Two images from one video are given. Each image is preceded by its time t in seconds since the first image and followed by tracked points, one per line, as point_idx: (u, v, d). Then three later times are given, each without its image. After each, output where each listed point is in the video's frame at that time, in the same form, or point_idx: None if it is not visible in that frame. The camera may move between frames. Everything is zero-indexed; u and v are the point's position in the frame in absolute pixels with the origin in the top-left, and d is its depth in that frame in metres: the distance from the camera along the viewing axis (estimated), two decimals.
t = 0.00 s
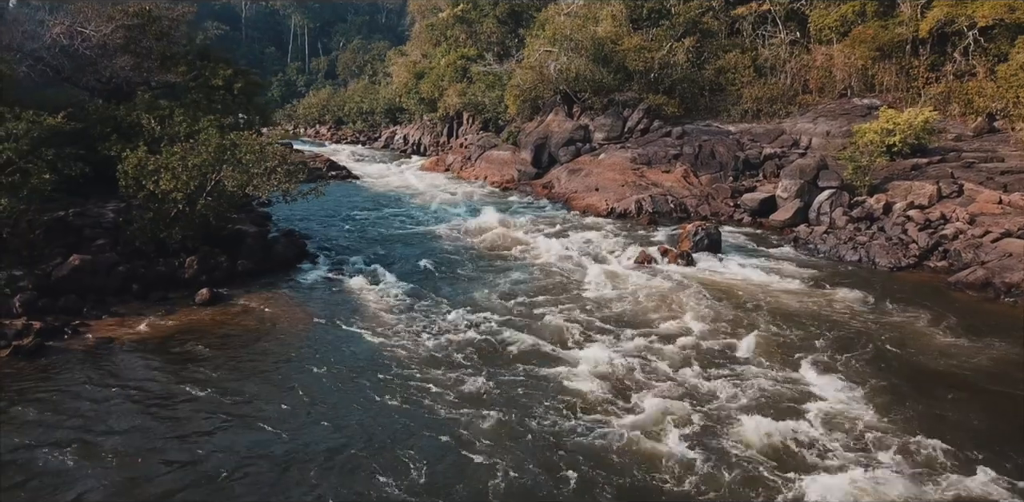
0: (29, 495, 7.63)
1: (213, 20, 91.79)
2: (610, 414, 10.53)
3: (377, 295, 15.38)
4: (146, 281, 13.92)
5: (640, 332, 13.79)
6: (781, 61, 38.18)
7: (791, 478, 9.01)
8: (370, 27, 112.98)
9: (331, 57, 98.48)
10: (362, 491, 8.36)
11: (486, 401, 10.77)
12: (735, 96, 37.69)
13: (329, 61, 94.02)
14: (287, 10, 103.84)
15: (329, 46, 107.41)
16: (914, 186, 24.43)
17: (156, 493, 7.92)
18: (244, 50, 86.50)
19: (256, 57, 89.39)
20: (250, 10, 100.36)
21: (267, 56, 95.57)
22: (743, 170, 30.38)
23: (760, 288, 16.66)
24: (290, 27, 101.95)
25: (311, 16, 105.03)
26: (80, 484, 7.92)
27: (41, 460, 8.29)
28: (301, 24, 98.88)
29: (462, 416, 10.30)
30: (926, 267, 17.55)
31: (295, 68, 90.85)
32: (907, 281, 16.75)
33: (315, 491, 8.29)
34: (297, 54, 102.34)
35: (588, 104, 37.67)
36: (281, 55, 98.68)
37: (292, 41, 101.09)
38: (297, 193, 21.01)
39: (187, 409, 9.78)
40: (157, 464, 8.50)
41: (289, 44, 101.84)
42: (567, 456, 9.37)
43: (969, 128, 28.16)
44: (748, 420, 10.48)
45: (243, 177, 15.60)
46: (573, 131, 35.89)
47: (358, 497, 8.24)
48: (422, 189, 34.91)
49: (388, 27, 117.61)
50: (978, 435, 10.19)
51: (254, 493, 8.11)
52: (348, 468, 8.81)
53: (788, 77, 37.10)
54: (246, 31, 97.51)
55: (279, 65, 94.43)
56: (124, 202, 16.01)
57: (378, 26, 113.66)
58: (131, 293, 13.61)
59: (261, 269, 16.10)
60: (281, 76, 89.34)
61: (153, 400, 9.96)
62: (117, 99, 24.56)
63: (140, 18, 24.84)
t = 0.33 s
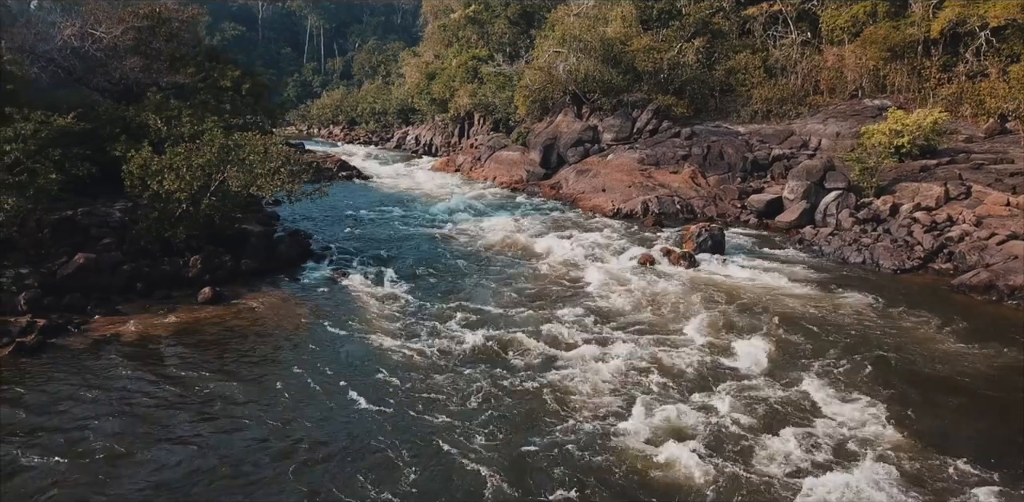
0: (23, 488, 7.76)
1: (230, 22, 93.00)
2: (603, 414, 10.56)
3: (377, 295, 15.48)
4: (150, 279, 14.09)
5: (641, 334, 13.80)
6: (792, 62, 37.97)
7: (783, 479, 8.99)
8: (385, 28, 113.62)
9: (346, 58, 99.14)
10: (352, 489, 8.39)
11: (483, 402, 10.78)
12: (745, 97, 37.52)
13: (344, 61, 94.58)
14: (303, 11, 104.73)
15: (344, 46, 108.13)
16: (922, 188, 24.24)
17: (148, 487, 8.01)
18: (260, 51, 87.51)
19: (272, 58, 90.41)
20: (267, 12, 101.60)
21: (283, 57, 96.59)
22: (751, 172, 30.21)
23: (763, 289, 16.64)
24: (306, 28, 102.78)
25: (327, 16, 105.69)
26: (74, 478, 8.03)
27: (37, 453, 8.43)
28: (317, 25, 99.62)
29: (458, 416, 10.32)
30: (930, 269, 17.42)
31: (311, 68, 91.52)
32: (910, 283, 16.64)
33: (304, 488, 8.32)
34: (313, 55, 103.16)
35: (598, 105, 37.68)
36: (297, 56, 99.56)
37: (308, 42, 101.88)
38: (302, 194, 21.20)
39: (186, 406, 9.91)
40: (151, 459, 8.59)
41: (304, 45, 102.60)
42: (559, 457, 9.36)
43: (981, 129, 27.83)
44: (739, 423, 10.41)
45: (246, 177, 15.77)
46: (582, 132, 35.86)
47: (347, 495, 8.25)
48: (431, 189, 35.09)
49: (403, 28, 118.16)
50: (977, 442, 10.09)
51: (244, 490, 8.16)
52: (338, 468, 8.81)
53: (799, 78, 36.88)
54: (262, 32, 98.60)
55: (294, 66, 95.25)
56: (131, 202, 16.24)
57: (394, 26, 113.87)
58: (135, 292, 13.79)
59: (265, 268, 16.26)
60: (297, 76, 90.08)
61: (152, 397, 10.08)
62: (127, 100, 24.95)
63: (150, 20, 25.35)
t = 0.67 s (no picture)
0: (18, 481, 7.92)
1: (246, 24, 94.15)
2: (594, 412, 10.53)
3: (376, 294, 15.55)
4: (153, 278, 14.26)
5: (640, 335, 13.78)
6: (802, 62, 37.75)
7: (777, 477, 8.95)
8: (400, 28, 114.18)
9: (362, 57, 99.74)
10: (338, 489, 8.35)
11: (477, 400, 10.71)
12: (754, 97, 37.41)
13: (359, 61, 95.09)
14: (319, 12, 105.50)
15: (359, 47, 108.73)
16: (929, 189, 24.02)
17: (140, 482, 8.15)
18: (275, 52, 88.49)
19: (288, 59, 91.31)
20: (283, 13, 102.62)
21: (299, 58, 97.39)
22: (758, 173, 30.04)
23: (765, 291, 16.58)
24: (321, 28, 103.51)
25: (342, 17, 106.42)
26: (68, 471, 8.19)
27: (34, 446, 8.61)
28: (332, 26, 100.30)
29: (450, 415, 10.23)
30: (933, 271, 17.28)
31: (326, 68, 92.14)
32: (911, 284, 16.54)
33: (293, 485, 8.36)
34: (328, 56, 103.80)
35: (607, 105, 37.67)
36: (312, 56, 100.29)
37: (323, 43, 102.60)
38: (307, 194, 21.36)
39: (184, 404, 10.03)
40: (144, 455, 8.72)
41: (320, 45, 103.33)
42: (550, 456, 9.26)
43: (991, 130, 27.52)
44: (735, 422, 10.36)
45: (250, 177, 15.97)
46: (590, 132, 35.86)
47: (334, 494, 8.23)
48: (439, 189, 35.24)
49: (418, 28, 118.54)
50: (975, 445, 9.92)
51: (234, 486, 8.25)
52: (327, 467, 8.80)
53: (809, 78, 36.66)
54: (278, 32, 99.55)
55: (310, 67, 95.97)
56: (137, 201, 16.47)
57: (409, 26, 114.18)
58: (138, 290, 13.96)
59: (268, 268, 16.43)
60: (312, 76, 90.76)
61: (150, 393, 10.22)
62: (137, 100, 25.34)
63: (159, 21, 25.92)
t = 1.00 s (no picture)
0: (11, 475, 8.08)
1: (260, 24, 94.94)
2: (588, 414, 10.63)
3: (376, 294, 15.69)
4: (155, 276, 14.44)
5: (638, 336, 13.83)
6: (811, 63, 37.57)
7: (767, 484, 8.94)
8: (413, 28, 114.56)
9: (375, 58, 100.10)
10: (325, 491, 8.38)
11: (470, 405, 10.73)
12: (762, 98, 37.28)
13: (373, 62, 95.44)
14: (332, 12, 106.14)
15: (372, 47, 109.14)
16: (933, 191, 23.93)
17: (132, 478, 8.28)
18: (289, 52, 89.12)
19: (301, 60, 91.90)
20: (297, 15, 103.39)
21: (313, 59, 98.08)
22: (764, 173, 29.91)
23: (764, 291, 16.58)
24: (335, 29, 104.07)
25: (355, 17, 106.88)
26: (63, 466, 8.35)
27: (31, 441, 8.78)
28: (346, 26, 100.83)
29: (441, 421, 10.22)
30: (935, 272, 17.23)
31: (339, 69, 92.57)
32: (911, 285, 16.54)
33: (283, 482, 8.49)
34: (342, 57, 104.22)
35: (614, 105, 37.69)
36: (326, 57, 100.86)
37: (337, 43, 103.15)
38: (311, 194, 21.53)
39: (180, 401, 10.18)
40: (139, 451, 8.85)
41: (334, 45, 103.88)
42: (539, 463, 9.23)
43: (1000, 130, 27.28)
44: (729, 428, 10.36)
45: (251, 176, 16.12)
46: (596, 133, 35.88)
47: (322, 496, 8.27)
48: (446, 190, 35.40)
49: (432, 28, 118.71)
50: (966, 449, 9.92)
51: (225, 483, 8.35)
52: (316, 469, 8.84)
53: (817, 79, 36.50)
54: (292, 34, 100.29)
55: (324, 68, 96.51)
56: (142, 200, 16.69)
57: (423, 27, 114.15)
58: (140, 288, 14.12)
59: (269, 266, 16.56)
60: (326, 77, 91.30)
61: (147, 391, 10.37)
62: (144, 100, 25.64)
63: (166, 23, 26.25)
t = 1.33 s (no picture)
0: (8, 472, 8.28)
1: (274, 25, 95.70)
2: (582, 414, 10.69)
3: (376, 292, 15.81)
4: (157, 273, 14.61)
5: (636, 336, 13.88)
6: (821, 63, 37.31)
7: (758, 487, 8.95)
8: (426, 28, 114.79)
9: (389, 58, 100.49)
10: (313, 492, 8.41)
11: (464, 406, 10.76)
12: (771, 98, 37.12)
13: (386, 62, 95.77)
14: (346, 13, 106.66)
15: (386, 47, 109.55)
16: (937, 192, 23.88)
17: (125, 476, 8.43)
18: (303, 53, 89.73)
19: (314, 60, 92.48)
20: (311, 16, 104.14)
21: (326, 60, 98.69)
22: (771, 174, 29.68)
23: (762, 291, 16.59)
24: (349, 29, 104.57)
25: (369, 17, 107.34)
26: (59, 464, 8.54)
27: (29, 438, 8.99)
28: (360, 27, 101.30)
29: (434, 422, 10.26)
30: (937, 273, 17.16)
31: (352, 69, 93.02)
32: (911, 286, 16.49)
33: (275, 479, 8.63)
34: (356, 57, 104.72)
35: (621, 105, 37.56)
36: (340, 58, 101.40)
37: (352, 43, 103.72)
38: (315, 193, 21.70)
39: (178, 398, 10.36)
40: (133, 449, 9.00)
41: (348, 46, 104.40)
42: (528, 467, 9.24)
43: (1009, 131, 26.99)
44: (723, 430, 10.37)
45: (253, 176, 16.27)
46: (603, 133, 35.93)
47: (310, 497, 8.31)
48: (452, 190, 35.55)
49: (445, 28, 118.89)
50: (958, 453, 9.90)
51: (215, 482, 8.47)
52: (307, 466, 8.96)
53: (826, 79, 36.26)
54: (306, 34, 100.98)
55: (337, 68, 97.01)
56: (147, 199, 16.92)
57: (438, 27, 114.23)
58: (142, 286, 14.30)
59: (272, 265, 16.68)
60: (339, 78, 91.82)
61: (145, 388, 10.54)
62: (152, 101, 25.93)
63: (174, 25, 27.01)
